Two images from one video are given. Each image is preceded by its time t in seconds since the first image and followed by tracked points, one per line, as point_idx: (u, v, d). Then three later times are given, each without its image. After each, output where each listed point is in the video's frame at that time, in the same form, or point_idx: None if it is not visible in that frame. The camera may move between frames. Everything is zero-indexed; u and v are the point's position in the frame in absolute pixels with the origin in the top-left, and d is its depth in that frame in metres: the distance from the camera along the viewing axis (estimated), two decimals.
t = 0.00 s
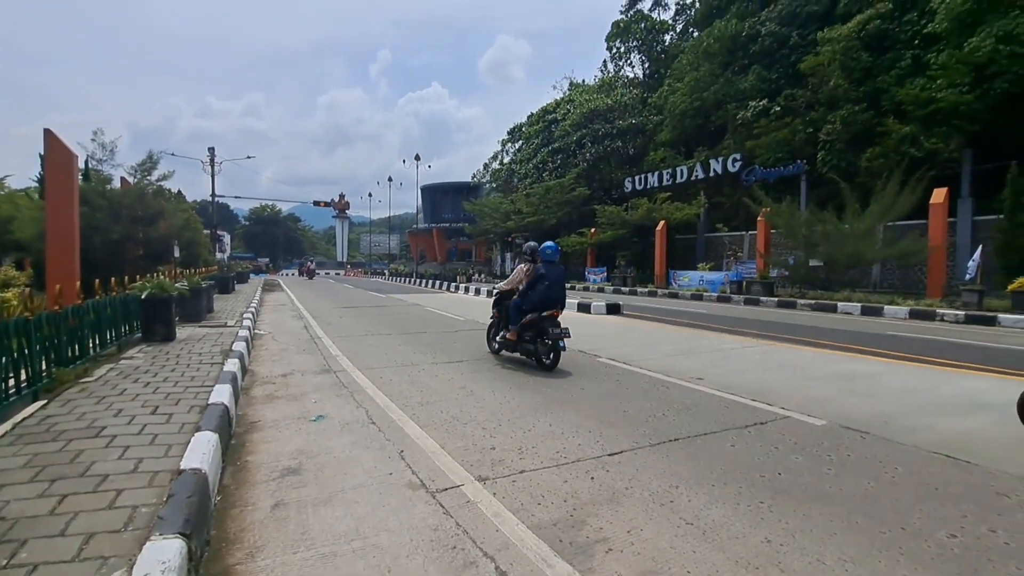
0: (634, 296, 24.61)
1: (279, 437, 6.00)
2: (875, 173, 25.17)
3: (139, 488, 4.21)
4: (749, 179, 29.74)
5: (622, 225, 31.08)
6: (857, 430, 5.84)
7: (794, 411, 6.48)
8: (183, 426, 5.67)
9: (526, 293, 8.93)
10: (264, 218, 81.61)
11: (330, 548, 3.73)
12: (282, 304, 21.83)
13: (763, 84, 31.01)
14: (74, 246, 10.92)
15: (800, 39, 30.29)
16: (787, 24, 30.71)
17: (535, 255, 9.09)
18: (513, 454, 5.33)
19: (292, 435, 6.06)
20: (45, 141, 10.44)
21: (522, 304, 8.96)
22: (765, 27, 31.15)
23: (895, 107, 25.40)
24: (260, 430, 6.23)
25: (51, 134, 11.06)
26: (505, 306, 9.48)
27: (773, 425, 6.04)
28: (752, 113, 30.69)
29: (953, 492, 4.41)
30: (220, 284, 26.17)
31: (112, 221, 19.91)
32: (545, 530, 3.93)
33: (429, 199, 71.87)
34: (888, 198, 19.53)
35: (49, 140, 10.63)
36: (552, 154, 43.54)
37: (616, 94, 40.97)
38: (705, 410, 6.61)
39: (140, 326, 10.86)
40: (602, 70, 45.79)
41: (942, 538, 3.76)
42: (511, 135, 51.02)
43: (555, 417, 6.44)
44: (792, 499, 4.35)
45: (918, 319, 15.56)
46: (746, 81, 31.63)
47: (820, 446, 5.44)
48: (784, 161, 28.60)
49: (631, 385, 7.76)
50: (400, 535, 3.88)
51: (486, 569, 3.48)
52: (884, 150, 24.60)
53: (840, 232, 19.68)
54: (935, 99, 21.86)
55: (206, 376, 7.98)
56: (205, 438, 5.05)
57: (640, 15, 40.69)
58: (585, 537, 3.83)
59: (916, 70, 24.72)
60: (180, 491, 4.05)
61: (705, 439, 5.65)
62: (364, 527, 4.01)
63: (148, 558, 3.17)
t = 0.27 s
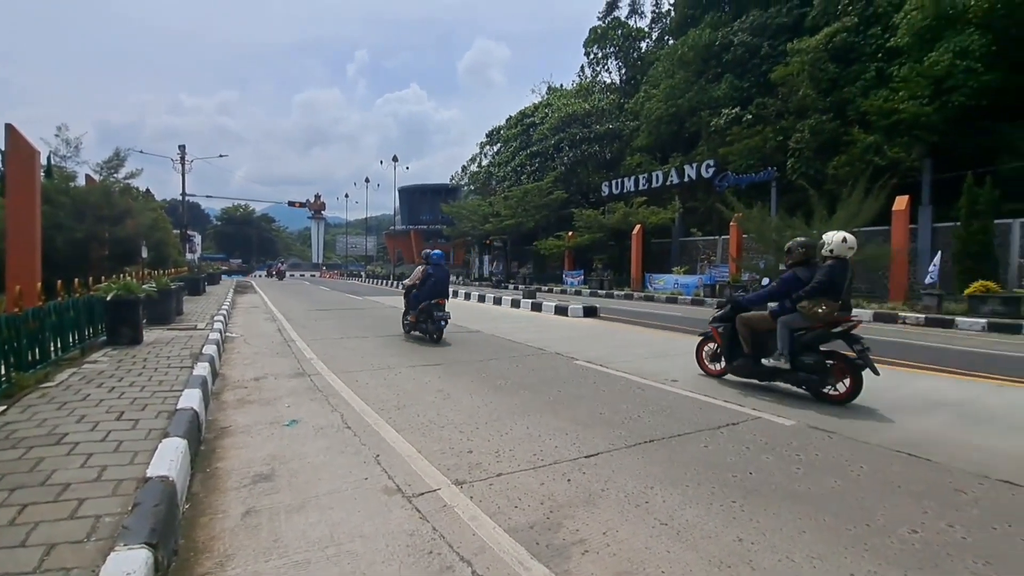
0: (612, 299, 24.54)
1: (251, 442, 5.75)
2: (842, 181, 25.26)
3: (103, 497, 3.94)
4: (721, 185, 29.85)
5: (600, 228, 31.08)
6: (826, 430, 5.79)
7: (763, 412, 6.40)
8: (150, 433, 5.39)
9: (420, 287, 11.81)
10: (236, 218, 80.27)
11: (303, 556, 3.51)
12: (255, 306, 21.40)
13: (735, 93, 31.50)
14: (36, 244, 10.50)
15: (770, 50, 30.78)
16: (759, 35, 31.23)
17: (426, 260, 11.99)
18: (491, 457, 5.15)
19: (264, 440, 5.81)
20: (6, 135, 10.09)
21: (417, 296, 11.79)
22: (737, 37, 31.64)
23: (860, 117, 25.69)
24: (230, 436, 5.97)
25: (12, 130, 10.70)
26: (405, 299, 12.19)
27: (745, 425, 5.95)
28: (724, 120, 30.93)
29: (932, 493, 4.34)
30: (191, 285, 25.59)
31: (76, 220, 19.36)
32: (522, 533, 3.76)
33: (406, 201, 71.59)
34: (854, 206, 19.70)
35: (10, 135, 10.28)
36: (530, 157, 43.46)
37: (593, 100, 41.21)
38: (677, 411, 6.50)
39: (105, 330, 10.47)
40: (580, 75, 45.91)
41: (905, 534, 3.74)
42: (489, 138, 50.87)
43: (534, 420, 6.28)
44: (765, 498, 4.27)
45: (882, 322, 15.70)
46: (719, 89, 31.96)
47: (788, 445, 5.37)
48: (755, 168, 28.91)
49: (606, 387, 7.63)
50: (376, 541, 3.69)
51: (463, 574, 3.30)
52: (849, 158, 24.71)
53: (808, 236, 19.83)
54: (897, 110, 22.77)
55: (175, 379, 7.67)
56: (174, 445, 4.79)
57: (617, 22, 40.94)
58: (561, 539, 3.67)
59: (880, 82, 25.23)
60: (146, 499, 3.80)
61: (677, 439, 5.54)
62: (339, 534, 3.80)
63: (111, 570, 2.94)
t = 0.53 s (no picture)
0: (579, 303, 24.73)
1: (210, 451, 5.69)
2: (797, 189, 25.92)
3: (50, 511, 3.86)
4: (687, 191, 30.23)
5: (567, 231, 31.31)
6: (783, 429, 5.95)
7: (726, 411, 6.56)
8: (100, 443, 5.29)
9: (340, 283, 14.60)
10: (196, 218, 78.53)
11: (264, 568, 3.51)
12: (216, 310, 21.02)
13: (698, 102, 32.19)
14: None
15: (731, 61, 31.51)
16: (720, 46, 31.88)
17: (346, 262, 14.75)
18: (458, 461, 5.18)
19: (224, 448, 5.75)
20: None
21: (339, 290, 14.60)
22: (699, 48, 32.29)
23: (815, 127, 26.43)
24: (188, 445, 5.89)
25: None
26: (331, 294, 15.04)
27: (707, 425, 6.09)
28: (688, 128, 31.51)
29: (887, 489, 4.52)
30: (147, 287, 25.00)
31: (25, 219, 18.93)
32: (490, 537, 3.80)
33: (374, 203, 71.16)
34: (808, 212, 20.09)
35: None
36: (499, 161, 43.55)
37: (561, 105, 41.57)
38: (643, 412, 6.62)
39: (54, 334, 10.20)
40: (549, 81, 46.27)
41: (857, 527, 3.90)
42: (459, 141, 50.86)
43: (502, 422, 6.33)
44: (726, 495, 4.40)
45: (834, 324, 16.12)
46: (682, 98, 32.61)
47: (749, 444, 5.51)
48: (718, 175, 29.63)
49: (575, 389, 7.72)
50: (340, 549, 3.70)
51: None
52: (804, 166, 25.29)
53: (765, 242, 20.41)
54: (848, 122, 24.00)
55: (128, 387, 7.52)
56: (126, 455, 4.72)
57: (585, 29, 41.42)
58: (530, 542, 3.73)
59: (833, 95, 25.98)
60: (96, 512, 3.74)
61: (644, 440, 5.65)
62: (302, 544, 3.79)
63: None
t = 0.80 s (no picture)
0: (550, 305, 24.90)
1: (172, 459, 5.66)
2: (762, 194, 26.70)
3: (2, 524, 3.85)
4: (657, 195, 30.84)
5: (540, 234, 31.54)
6: (750, 427, 6.15)
7: (695, 410, 6.74)
8: (55, 452, 5.24)
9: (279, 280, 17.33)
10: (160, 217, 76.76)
11: None
12: (181, 311, 20.72)
13: (668, 108, 32.66)
14: None
15: (700, 69, 32.23)
16: (689, 54, 32.57)
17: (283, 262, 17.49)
18: (431, 465, 5.26)
19: (187, 455, 5.73)
20: None
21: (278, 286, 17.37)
22: (669, 56, 32.91)
23: (779, 135, 27.10)
24: (149, 452, 5.86)
25: None
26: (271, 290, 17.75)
27: (678, 425, 6.25)
28: (659, 133, 32.04)
29: (851, 483, 4.71)
30: (107, 288, 24.50)
31: None
32: (463, 541, 3.89)
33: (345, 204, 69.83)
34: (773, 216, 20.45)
35: None
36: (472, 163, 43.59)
37: (535, 108, 41.87)
38: (615, 412, 6.77)
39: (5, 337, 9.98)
40: (523, 84, 46.54)
41: (819, 522, 4.07)
42: (433, 142, 50.83)
43: (474, 424, 6.43)
44: (695, 493, 4.56)
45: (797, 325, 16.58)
46: (653, 104, 33.12)
47: (718, 443, 5.68)
48: (687, 180, 30.11)
49: (548, 390, 7.85)
50: (308, 557, 3.75)
51: None
52: (769, 172, 26.13)
53: (733, 245, 20.84)
54: (810, 130, 24.70)
55: (86, 393, 7.44)
56: (82, 465, 4.70)
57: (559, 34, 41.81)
58: (503, 545, 3.84)
59: (796, 104, 26.64)
60: (49, 524, 3.74)
61: (617, 440, 5.79)
62: (269, 553, 3.83)
63: None
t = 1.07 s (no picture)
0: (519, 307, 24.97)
1: (127, 468, 5.53)
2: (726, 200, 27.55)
3: None
4: (625, 200, 31.51)
5: (511, 236, 31.68)
6: (714, 426, 6.35)
7: (662, 410, 6.92)
8: (2, 463, 5.07)
9: (220, 279, 19.86)
10: (115, 215, 74.52)
11: None
12: (139, 314, 20.25)
13: (636, 114, 33.12)
14: None
15: (667, 77, 32.73)
16: (657, 62, 32.99)
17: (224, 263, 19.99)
18: (401, 469, 5.32)
19: (145, 464, 5.61)
20: None
21: (219, 285, 19.90)
22: (637, 63, 33.40)
23: (742, 142, 27.76)
24: (103, 461, 5.72)
25: None
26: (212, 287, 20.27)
27: (645, 425, 6.42)
28: (627, 138, 32.50)
29: (810, 480, 4.90)
30: (58, 289, 23.80)
31: None
32: (432, 546, 3.96)
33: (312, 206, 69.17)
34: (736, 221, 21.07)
35: None
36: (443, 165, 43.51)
37: (506, 111, 42.04)
38: (584, 413, 6.91)
39: None
40: (494, 87, 46.71)
41: (780, 517, 4.25)
42: (403, 142, 50.65)
43: (443, 428, 6.51)
44: (663, 492, 4.70)
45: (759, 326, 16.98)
46: (622, 110, 33.56)
47: (683, 441, 5.85)
48: (654, 184, 30.57)
49: (518, 392, 7.96)
50: (274, 567, 3.73)
51: None
52: (732, 178, 27.04)
53: (699, 248, 21.21)
54: (770, 138, 25.54)
55: (36, 401, 7.24)
56: (32, 475, 4.53)
57: (529, 38, 42.10)
58: (473, 547, 3.93)
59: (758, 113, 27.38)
60: None
61: (585, 441, 5.93)
62: (232, 562, 3.80)
63: None
